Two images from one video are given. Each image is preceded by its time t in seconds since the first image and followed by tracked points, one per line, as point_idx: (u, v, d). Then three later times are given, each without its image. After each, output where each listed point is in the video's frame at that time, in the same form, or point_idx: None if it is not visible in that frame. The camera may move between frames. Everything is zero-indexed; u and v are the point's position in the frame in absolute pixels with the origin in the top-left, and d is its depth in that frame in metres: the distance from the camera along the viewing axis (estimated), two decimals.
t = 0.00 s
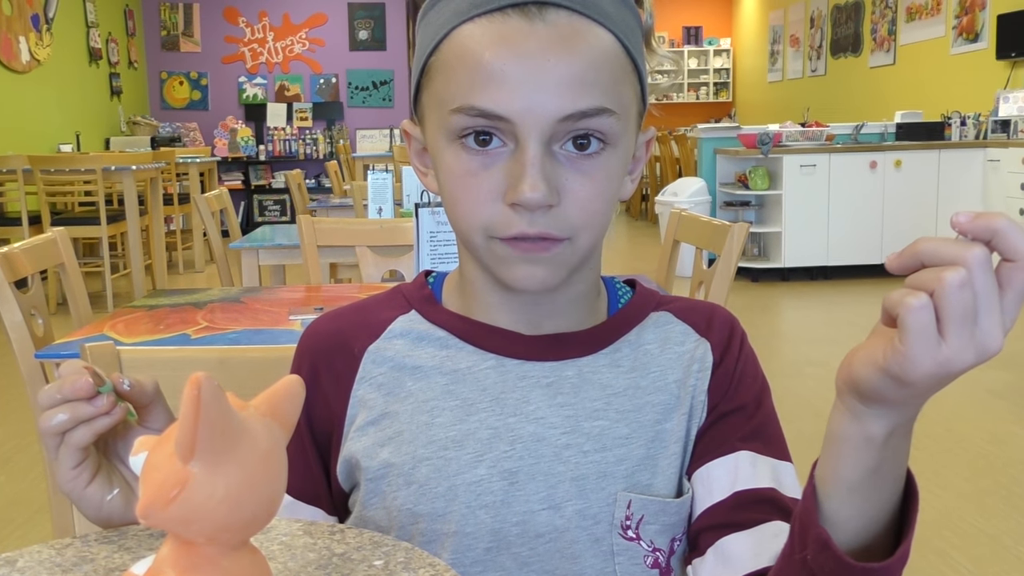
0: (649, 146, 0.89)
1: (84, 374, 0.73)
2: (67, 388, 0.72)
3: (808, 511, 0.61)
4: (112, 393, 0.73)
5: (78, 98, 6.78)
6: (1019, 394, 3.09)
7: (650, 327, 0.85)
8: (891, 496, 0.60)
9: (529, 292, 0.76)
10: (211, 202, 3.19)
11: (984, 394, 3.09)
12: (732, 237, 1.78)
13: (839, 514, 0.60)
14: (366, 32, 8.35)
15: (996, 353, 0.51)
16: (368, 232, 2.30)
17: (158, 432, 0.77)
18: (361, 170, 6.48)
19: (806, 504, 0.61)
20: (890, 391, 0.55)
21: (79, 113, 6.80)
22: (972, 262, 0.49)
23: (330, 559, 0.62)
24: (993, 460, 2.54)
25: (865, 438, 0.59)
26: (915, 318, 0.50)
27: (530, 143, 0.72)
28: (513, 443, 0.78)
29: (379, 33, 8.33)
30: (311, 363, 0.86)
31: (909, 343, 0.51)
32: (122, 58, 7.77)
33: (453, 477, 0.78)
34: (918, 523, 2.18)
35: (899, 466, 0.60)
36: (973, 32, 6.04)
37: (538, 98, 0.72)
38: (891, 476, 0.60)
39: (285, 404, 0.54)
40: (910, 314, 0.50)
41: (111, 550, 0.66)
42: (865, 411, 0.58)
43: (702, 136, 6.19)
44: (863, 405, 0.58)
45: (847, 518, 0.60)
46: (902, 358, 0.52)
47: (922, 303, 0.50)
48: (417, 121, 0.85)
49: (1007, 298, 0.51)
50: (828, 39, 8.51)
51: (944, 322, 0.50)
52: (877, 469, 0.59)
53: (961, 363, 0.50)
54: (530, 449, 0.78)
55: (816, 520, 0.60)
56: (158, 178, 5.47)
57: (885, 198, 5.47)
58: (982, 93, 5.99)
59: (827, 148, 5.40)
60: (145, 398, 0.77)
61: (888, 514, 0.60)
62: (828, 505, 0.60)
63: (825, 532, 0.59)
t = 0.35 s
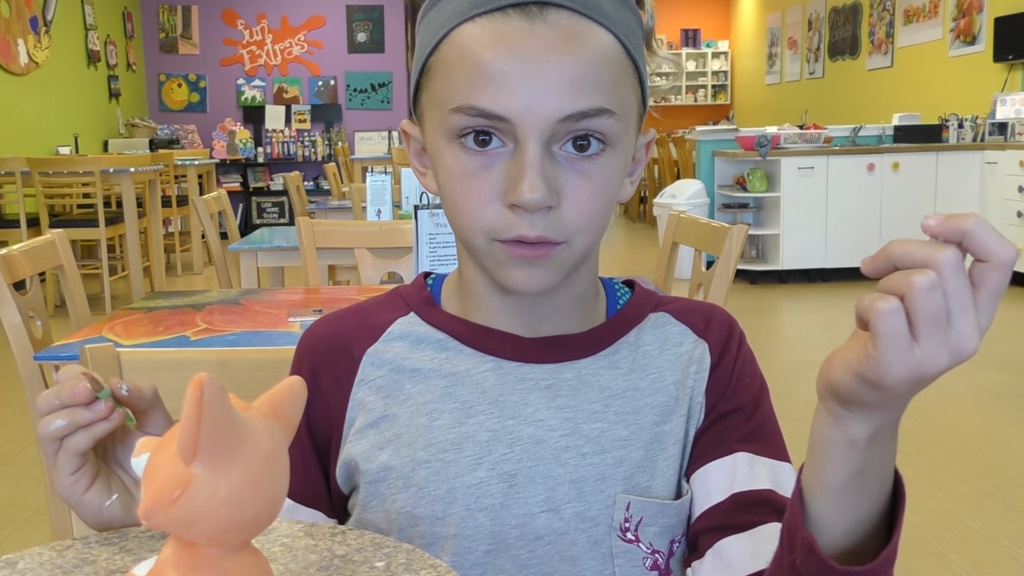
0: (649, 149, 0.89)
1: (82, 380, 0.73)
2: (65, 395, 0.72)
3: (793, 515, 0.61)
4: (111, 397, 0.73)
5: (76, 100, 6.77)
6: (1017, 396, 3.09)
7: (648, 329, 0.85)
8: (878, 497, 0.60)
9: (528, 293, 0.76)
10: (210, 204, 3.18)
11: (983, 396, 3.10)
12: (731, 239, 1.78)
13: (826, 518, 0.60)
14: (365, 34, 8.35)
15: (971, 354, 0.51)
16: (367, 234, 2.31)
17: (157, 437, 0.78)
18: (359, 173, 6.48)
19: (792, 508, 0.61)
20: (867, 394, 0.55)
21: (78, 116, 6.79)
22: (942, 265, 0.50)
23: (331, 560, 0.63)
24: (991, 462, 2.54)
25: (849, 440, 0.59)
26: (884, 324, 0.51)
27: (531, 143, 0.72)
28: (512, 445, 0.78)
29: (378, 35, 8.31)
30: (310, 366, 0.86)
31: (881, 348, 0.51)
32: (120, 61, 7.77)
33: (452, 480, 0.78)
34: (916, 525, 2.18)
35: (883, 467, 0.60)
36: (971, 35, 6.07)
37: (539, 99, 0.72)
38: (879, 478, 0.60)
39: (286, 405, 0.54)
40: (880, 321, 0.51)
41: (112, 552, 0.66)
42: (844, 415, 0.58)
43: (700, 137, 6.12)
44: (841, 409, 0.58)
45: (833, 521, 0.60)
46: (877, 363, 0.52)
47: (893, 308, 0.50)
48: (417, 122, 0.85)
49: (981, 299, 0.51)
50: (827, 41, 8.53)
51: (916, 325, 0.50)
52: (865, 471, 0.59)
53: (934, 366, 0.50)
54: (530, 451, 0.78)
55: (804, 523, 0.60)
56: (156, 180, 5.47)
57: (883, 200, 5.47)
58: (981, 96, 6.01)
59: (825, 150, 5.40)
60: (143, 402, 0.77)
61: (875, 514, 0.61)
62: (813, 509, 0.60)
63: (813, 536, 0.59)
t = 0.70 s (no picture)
0: (647, 157, 0.89)
1: (74, 378, 0.73)
2: (57, 391, 0.71)
3: (810, 516, 0.61)
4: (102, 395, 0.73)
5: (74, 102, 6.76)
6: (1015, 398, 3.10)
7: (642, 331, 0.85)
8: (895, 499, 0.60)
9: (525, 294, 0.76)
10: (206, 206, 3.18)
11: (981, 398, 3.10)
12: (729, 242, 1.78)
13: (842, 523, 0.60)
14: (362, 36, 8.36)
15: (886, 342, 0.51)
16: (366, 237, 2.31)
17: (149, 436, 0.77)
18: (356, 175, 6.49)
19: (808, 512, 0.61)
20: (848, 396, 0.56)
21: (76, 118, 6.79)
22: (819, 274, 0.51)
23: (328, 564, 0.62)
24: (989, 464, 2.54)
25: (873, 446, 0.58)
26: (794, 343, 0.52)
27: (538, 143, 0.72)
28: (503, 446, 0.78)
29: (375, 37, 8.34)
30: (304, 365, 0.86)
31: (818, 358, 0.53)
32: (118, 63, 7.77)
33: (442, 479, 0.78)
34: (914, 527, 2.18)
35: (903, 469, 0.60)
36: (968, 37, 6.00)
37: (546, 98, 0.72)
38: (896, 484, 0.60)
39: (283, 408, 0.54)
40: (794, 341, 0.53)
41: (108, 556, 0.66)
42: (866, 422, 0.57)
43: (698, 140, 6.15)
44: (862, 417, 0.56)
45: (850, 526, 0.60)
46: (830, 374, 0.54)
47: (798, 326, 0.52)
48: (418, 120, 0.85)
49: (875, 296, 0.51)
50: (824, 44, 8.56)
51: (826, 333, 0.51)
52: (884, 480, 0.59)
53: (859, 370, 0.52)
54: (523, 452, 0.78)
55: (820, 529, 0.60)
56: (154, 182, 5.46)
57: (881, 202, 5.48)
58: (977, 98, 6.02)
59: (822, 153, 5.40)
60: (135, 401, 0.77)
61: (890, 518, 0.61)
62: (830, 512, 0.60)
63: (830, 541, 0.59)
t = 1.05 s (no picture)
0: (650, 163, 0.89)
1: (71, 376, 0.72)
2: (54, 390, 0.71)
3: (783, 518, 0.61)
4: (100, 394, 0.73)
5: (72, 105, 6.76)
6: (1014, 401, 3.10)
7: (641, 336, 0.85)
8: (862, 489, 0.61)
9: (525, 299, 0.76)
10: (205, 208, 3.18)
11: (980, 400, 3.10)
12: (727, 243, 1.78)
13: (817, 519, 0.60)
14: (361, 38, 8.34)
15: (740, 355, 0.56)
16: (364, 239, 2.30)
17: (146, 436, 0.77)
18: (355, 178, 6.49)
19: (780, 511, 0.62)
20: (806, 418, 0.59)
21: (74, 120, 6.79)
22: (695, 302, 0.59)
23: (323, 569, 0.62)
24: (988, 466, 2.54)
25: (841, 435, 0.59)
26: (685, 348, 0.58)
27: (544, 151, 0.72)
28: (501, 450, 0.78)
29: (375, 40, 8.32)
30: (301, 366, 0.86)
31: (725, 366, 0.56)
32: (117, 65, 7.76)
33: (439, 483, 0.77)
34: (912, 529, 2.18)
35: (867, 460, 0.61)
36: (966, 39, 6.08)
37: (555, 105, 0.72)
38: (862, 472, 0.61)
39: (278, 412, 0.54)
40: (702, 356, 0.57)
41: (102, 561, 0.65)
42: (825, 414, 0.58)
43: (696, 142, 6.16)
44: (818, 411, 0.58)
45: (822, 521, 0.60)
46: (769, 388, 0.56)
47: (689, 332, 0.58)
48: (423, 120, 0.85)
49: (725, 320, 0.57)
50: (823, 46, 8.56)
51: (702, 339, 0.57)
52: (852, 471, 0.60)
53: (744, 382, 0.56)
54: (522, 456, 0.78)
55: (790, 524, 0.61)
56: (153, 184, 5.46)
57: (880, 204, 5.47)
58: (976, 101, 6.02)
59: (822, 154, 5.40)
60: (131, 401, 0.76)
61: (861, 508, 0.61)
62: (801, 509, 0.61)
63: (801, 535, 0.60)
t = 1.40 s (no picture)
0: (650, 157, 0.89)
1: (76, 377, 0.72)
2: (59, 391, 0.71)
3: (784, 520, 0.61)
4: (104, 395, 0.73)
5: (70, 107, 6.75)
6: (1013, 403, 3.10)
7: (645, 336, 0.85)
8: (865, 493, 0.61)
9: (522, 301, 0.76)
10: (204, 211, 3.17)
11: (980, 403, 3.10)
12: (727, 246, 1.78)
13: (818, 521, 0.60)
14: (359, 40, 8.35)
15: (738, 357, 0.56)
16: (364, 242, 2.29)
17: (150, 437, 0.77)
18: (354, 180, 6.48)
19: (782, 513, 0.62)
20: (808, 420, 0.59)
21: (72, 123, 6.78)
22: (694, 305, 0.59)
23: (324, 571, 0.62)
24: (987, 468, 2.54)
25: (840, 439, 0.59)
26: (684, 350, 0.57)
27: (527, 154, 0.72)
28: (506, 450, 0.77)
29: (373, 42, 8.35)
30: (307, 369, 0.86)
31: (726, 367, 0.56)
32: (115, 68, 7.75)
33: (445, 484, 0.77)
34: (912, 532, 2.17)
35: (870, 461, 0.61)
36: (965, 42, 6.03)
37: (535, 109, 0.71)
38: (865, 474, 0.61)
39: (281, 413, 0.53)
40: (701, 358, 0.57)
41: (104, 562, 0.65)
42: (824, 417, 0.58)
43: (695, 145, 6.17)
44: (816, 413, 0.58)
45: (824, 524, 0.60)
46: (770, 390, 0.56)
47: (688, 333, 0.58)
48: (418, 126, 0.85)
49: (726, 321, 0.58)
50: (821, 48, 8.56)
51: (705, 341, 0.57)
52: (854, 474, 0.60)
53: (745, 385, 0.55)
54: (526, 457, 0.77)
55: (793, 527, 0.61)
56: (151, 186, 5.45)
57: (878, 207, 5.48)
58: (974, 103, 6.04)
59: (820, 157, 5.41)
60: (137, 402, 0.76)
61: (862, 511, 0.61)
62: (803, 511, 0.61)
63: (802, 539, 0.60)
